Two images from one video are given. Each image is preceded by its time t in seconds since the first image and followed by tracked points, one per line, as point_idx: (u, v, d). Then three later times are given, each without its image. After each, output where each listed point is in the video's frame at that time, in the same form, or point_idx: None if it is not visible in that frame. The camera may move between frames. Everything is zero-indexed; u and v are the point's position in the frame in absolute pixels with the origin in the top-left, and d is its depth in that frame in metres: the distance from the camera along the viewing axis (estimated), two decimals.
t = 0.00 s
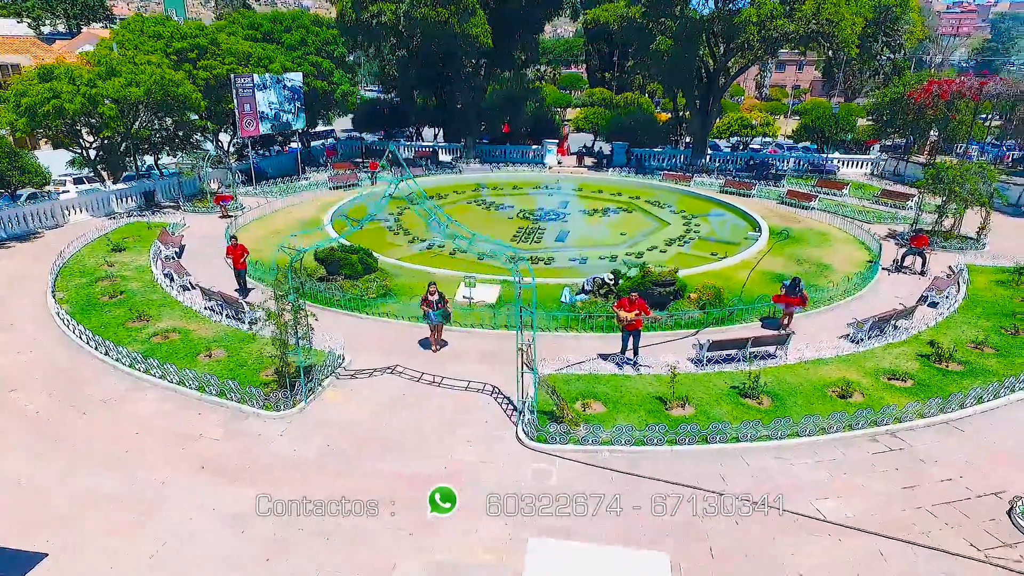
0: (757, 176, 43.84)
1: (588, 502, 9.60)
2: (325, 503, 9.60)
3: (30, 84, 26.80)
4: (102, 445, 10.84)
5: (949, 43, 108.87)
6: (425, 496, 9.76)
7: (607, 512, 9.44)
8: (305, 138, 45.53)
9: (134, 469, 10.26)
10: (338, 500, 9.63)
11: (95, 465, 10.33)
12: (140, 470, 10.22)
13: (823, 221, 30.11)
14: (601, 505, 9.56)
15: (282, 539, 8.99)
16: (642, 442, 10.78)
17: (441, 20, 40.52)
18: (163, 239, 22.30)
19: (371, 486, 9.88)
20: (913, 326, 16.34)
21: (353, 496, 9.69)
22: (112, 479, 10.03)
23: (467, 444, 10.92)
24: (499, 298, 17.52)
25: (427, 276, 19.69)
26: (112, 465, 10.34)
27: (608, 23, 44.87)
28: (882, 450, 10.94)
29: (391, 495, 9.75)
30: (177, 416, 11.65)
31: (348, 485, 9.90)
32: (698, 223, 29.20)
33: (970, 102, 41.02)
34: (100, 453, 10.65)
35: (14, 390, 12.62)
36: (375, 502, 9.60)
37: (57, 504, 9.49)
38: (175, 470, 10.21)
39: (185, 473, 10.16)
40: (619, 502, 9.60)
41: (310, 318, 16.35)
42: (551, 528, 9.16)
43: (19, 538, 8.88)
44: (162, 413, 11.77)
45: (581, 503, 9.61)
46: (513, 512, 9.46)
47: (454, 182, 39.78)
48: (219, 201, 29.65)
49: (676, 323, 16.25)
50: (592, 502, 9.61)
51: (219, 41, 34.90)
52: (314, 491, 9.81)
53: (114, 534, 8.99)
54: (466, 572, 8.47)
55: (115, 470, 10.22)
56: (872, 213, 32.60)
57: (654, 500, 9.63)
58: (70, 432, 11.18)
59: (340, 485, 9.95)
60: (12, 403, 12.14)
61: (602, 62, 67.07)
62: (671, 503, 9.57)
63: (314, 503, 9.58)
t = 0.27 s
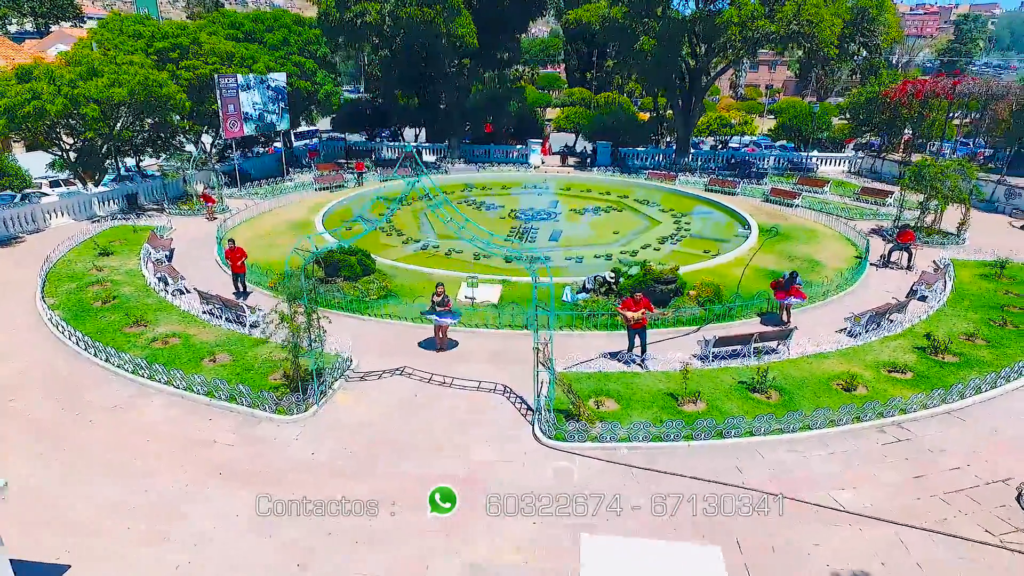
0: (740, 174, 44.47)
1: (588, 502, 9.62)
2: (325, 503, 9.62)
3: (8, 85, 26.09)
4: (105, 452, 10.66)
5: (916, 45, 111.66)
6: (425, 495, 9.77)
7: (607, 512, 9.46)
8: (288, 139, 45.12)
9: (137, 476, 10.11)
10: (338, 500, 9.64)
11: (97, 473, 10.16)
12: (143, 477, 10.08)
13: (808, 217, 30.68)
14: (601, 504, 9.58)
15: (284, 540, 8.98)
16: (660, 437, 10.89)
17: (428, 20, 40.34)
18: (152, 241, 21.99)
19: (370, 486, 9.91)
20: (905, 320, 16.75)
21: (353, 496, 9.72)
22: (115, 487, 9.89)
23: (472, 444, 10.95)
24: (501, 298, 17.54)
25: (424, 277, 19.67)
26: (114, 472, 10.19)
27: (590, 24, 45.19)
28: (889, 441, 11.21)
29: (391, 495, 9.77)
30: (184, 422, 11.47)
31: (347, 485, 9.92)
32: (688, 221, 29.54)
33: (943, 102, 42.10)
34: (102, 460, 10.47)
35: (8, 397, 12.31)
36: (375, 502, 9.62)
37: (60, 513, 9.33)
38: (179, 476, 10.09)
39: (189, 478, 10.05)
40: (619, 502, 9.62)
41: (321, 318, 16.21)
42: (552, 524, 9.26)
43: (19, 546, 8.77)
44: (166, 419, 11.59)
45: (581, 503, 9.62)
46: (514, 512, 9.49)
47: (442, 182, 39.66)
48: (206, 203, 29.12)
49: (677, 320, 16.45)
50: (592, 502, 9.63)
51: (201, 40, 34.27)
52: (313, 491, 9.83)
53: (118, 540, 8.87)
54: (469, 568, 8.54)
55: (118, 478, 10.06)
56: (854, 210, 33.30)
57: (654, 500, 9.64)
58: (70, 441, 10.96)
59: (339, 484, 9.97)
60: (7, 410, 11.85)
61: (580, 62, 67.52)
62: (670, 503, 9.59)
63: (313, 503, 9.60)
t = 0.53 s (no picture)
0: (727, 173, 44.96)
1: (588, 502, 9.65)
2: (325, 503, 9.65)
3: None
4: (116, 460, 10.53)
5: (887, 45, 114.01)
6: (425, 495, 9.82)
7: (608, 512, 9.50)
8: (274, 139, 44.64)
9: (149, 483, 10.01)
10: (338, 500, 9.68)
11: (109, 481, 10.04)
12: (154, 484, 9.98)
13: (797, 215, 31.14)
14: (602, 504, 9.62)
15: (289, 541, 8.99)
16: (679, 433, 11.01)
17: (416, 19, 40.20)
18: (145, 245, 21.49)
19: (369, 487, 9.94)
20: (902, 314, 17.11)
21: (354, 496, 9.75)
22: (126, 494, 9.78)
23: (478, 443, 10.99)
24: (506, 298, 17.55)
25: (425, 277, 19.61)
26: (125, 480, 10.07)
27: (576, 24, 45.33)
28: (900, 433, 11.46)
29: (391, 495, 9.81)
30: (197, 427, 11.38)
31: (345, 486, 9.96)
32: (681, 219, 29.82)
33: (921, 100, 43.04)
34: (114, 468, 10.34)
35: (12, 407, 12.10)
36: (375, 502, 9.66)
37: (69, 520, 9.23)
38: (190, 482, 10.02)
39: (202, 484, 9.99)
40: (619, 501, 9.65)
41: (335, 319, 16.05)
42: (554, 520, 9.35)
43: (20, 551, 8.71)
44: (178, 424, 11.48)
45: (581, 503, 9.66)
46: (514, 512, 9.51)
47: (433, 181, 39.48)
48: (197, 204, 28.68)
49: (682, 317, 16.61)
50: (592, 502, 9.67)
51: (187, 40, 33.70)
52: (313, 491, 9.87)
53: (130, 547, 8.78)
54: (474, 565, 8.59)
55: (128, 486, 9.95)
56: (840, 207, 33.87)
57: (655, 500, 9.67)
58: (80, 449, 10.81)
59: (338, 484, 10.01)
60: (14, 420, 11.65)
61: (563, 62, 67.88)
62: (671, 503, 9.62)
63: (314, 504, 9.63)
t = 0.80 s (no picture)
0: (714, 172, 45.41)
1: (588, 503, 9.66)
2: (325, 503, 9.65)
3: None
4: (127, 466, 10.39)
5: (862, 46, 116.04)
6: (424, 495, 9.83)
7: (607, 512, 9.51)
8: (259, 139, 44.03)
9: (158, 488, 9.89)
10: (338, 500, 9.67)
11: (121, 487, 9.91)
12: (164, 488, 9.87)
13: (787, 212, 31.61)
14: (602, 505, 9.63)
15: (293, 542, 8.97)
16: (697, 429, 11.14)
17: (404, 19, 39.99)
18: (139, 247, 21.13)
19: (368, 487, 9.94)
20: (900, 309, 17.46)
21: (353, 496, 9.74)
22: (136, 499, 9.66)
23: (482, 443, 11.03)
24: (512, 298, 17.58)
25: (426, 278, 19.57)
26: (137, 486, 9.94)
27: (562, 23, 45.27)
28: (908, 424, 11.71)
29: (390, 495, 9.81)
30: (209, 430, 11.26)
31: (344, 486, 9.95)
32: (675, 218, 30.10)
33: (903, 98, 44.04)
34: (125, 473, 10.20)
35: (16, 414, 11.84)
36: (376, 502, 9.66)
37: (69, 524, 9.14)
38: (202, 486, 9.92)
39: (214, 488, 9.90)
40: (619, 502, 9.67)
41: (352, 322, 15.91)
42: (555, 517, 9.41)
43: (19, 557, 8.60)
44: (189, 428, 11.36)
45: (581, 503, 9.67)
46: (513, 512, 9.52)
47: (424, 181, 39.33)
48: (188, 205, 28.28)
49: (686, 314, 16.79)
50: (592, 502, 9.67)
51: (174, 40, 33.23)
52: (312, 491, 9.86)
53: (141, 553, 8.69)
54: (475, 566, 8.58)
55: (139, 491, 9.83)
56: (827, 204, 34.40)
57: (654, 500, 9.69)
58: (82, 453, 10.69)
59: (337, 485, 10.00)
60: (17, 426, 11.44)
61: (547, 62, 68.08)
62: (671, 503, 9.64)
63: (313, 503, 9.63)
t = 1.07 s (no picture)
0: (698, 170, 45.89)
1: (588, 503, 9.67)
2: (325, 503, 9.64)
3: None
4: (133, 472, 10.23)
5: (834, 48, 118.12)
6: (424, 495, 9.84)
7: (608, 511, 9.54)
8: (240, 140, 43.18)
9: (165, 493, 9.78)
10: (338, 500, 9.67)
11: (130, 494, 9.75)
12: (171, 493, 9.76)
13: (773, 210, 32.12)
14: (602, 504, 9.65)
15: (295, 542, 8.95)
16: (710, 423, 11.31)
17: (388, 19, 39.69)
18: (129, 250, 20.71)
19: (369, 486, 9.94)
20: (891, 303, 17.87)
21: (353, 496, 9.74)
22: (143, 505, 9.54)
23: (488, 441, 11.07)
24: (514, 298, 17.58)
25: (425, 279, 19.53)
26: (146, 492, 9.80)
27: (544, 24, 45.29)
28: (912, 415, 12.00)
29: (390, 495, 9.81)
30: (218, 435, 11.13)
31: (344, 486, 9.95)
32: (665, 216, 30.43)
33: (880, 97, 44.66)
34: (133, 480, 10.05)
35: (17, 422, 11.55)
36: (375, 502, 9.66)
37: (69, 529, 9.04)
38: (210, 490, 9.83)
39: (222, 492, 9.80)
40: (619, 501, 9.69)
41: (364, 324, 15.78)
42: (555, 514, 9.48)
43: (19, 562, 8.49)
44: (190, 432, 11.25)
45: (581, 503, 9.68)
46: (513, 512, 9.53)
47: (412, 181, 39.19)
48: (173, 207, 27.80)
49: (685, 311, 17.02)
50: (592, 502, 9.69)
51: (155, 40, 32.64)
52: (312, 492, 9.85)
53: (152, 561, 8.54)
54: (477, 565, 8.61)
55: (146, 497, 9.71)
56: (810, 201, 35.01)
57: (655, 500, 9.71)
58: (81, 457, 10.56)
59: (337, 485, 9.99)
60: (9, 432, 11.24)
61: (526, 62, 68.17)
62: (670, 503, 9.66)
63: (313, 504, 9.62)
